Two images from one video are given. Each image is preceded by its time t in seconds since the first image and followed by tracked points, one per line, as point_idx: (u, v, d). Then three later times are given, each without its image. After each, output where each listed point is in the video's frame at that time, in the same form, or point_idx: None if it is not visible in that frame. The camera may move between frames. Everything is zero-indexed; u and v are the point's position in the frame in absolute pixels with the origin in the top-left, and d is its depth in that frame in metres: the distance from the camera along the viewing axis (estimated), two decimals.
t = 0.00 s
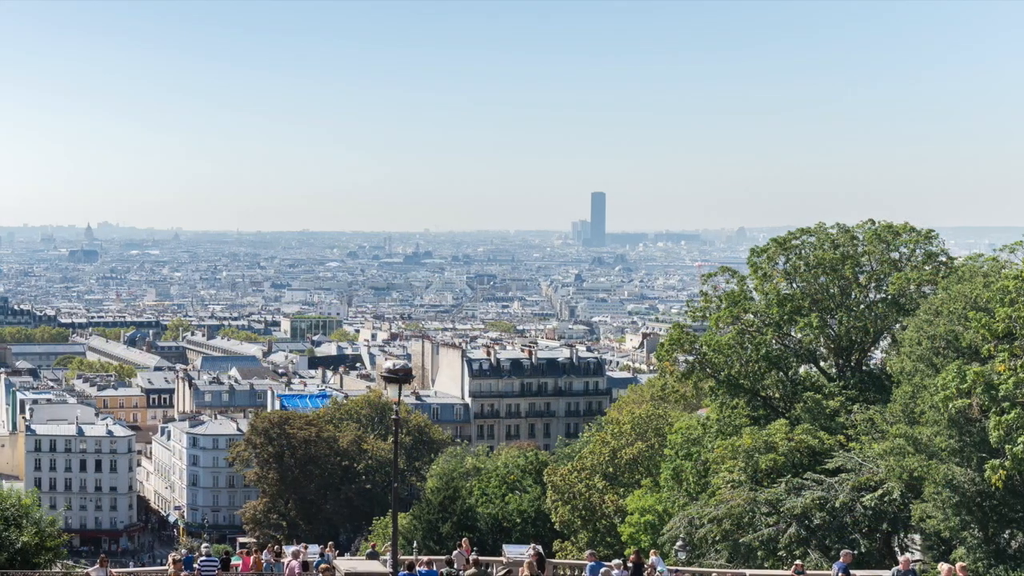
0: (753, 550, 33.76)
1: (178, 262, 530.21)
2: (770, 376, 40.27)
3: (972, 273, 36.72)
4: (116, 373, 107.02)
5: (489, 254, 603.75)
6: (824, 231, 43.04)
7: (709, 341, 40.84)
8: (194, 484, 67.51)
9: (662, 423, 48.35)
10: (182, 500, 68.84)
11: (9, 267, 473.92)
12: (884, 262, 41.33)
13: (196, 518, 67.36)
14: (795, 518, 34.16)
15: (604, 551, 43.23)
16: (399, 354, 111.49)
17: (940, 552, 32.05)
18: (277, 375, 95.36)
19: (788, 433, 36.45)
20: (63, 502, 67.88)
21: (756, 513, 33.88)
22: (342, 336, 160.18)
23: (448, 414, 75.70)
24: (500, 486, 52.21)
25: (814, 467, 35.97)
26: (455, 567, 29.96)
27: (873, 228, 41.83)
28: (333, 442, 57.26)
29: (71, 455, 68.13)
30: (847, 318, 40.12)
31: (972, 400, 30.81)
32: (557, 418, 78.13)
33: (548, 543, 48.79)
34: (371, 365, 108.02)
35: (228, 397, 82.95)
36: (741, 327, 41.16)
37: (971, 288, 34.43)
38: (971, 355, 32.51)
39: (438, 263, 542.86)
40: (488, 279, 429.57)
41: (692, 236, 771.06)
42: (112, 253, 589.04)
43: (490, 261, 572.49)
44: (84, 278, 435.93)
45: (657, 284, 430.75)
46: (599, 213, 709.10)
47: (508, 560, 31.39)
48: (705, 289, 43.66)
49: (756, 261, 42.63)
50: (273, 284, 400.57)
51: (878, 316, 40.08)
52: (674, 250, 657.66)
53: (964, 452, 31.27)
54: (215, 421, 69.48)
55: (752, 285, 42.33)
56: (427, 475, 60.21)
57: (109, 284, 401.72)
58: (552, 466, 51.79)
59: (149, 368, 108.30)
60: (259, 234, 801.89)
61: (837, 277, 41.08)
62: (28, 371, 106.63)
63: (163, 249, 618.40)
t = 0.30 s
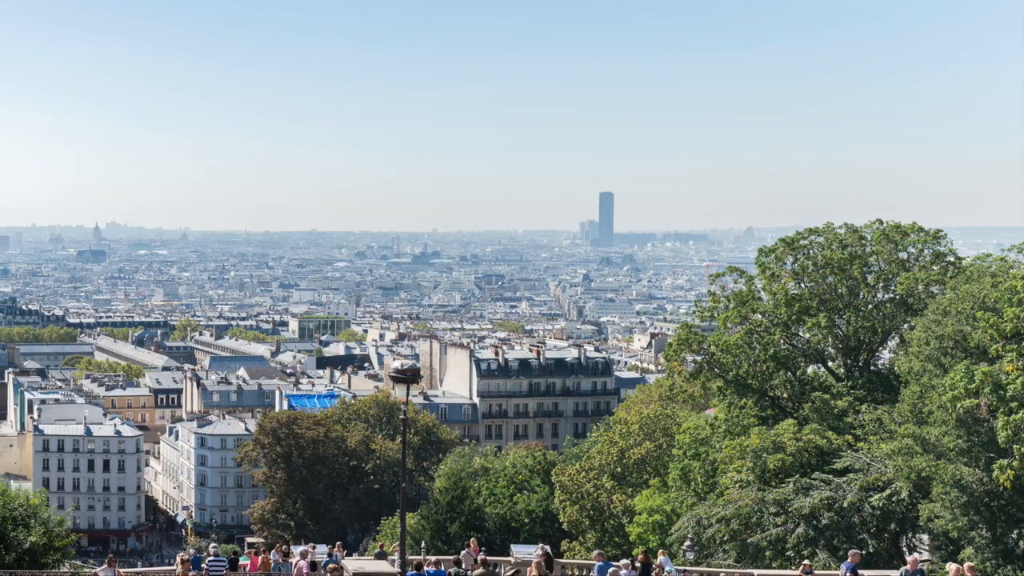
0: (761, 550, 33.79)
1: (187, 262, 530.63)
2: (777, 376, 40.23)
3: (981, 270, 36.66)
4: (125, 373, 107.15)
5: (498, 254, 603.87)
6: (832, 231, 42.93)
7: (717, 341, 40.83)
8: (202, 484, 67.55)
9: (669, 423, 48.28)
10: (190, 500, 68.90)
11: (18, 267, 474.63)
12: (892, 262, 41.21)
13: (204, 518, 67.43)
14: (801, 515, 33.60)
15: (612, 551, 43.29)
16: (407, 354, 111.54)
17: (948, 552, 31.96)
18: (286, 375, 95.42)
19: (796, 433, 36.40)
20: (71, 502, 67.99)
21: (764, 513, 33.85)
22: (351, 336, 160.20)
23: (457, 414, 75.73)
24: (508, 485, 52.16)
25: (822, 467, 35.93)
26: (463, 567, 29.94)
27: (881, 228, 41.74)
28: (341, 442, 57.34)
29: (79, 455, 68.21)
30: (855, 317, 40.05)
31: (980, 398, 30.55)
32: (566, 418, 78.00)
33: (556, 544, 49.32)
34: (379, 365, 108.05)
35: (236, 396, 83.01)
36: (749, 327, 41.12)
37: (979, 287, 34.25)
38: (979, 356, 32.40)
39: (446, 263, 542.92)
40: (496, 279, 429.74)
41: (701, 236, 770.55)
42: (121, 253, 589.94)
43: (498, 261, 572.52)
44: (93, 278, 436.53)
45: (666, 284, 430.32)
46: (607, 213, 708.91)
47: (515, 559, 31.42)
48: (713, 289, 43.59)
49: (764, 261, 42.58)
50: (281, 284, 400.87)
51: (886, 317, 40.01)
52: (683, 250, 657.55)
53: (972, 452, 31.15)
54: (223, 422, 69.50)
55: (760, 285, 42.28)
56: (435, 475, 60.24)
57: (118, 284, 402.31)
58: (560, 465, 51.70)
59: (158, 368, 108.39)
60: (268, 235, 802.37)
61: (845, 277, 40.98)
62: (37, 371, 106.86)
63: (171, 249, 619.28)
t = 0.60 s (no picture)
0: (771, 550, 33.74)
1: (197, 262, 531.08)
2: (788, 377, 40.17)
3: (990, 270, 36.54)
4: (134, 373, 107.25)
5: (507, 254, 603.76)
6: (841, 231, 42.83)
7: (726, 341, 40.77)
8: (212, 484, 67.59)
9: (679, 422, 48.19)
10: (200, 500, 68.94)
11: (28, 267, 475.56)
12: (902, 262, 41.10)
13: (214, 518, 67.45)
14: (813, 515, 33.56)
15: (623, 551, 43.25)
16: (417, 354, 111.57)
17: (958, 552, 31.89)
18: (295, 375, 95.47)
19: (806, 433, 36.33)
20: (81, 502, 68.01)
21: (774, 513, 33.78)
22: (361, 335, 160.22)
23: (467, 414, 75.74)
24: (518, 485, 52.12)
25: (832, 467, 35.86)
26: (473, 567, 29.91)
27: (892, 228, 41.64)
28: (351, 442, 57.34)
29: (89, 455, 68.31)
30: (865, 317, 40.00)
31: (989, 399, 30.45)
32: (576, 418, 77.92)
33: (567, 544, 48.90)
34: (389, 365, 108.03)
35: (246, 396, 83.04)
36: (759, 327, 41.06)
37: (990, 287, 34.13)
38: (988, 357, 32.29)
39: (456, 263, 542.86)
40: (506, 279, 429.89)
41: (711, 236, 770.04)
42: (132, 254, 591.36)
43: (508, 261, 572.61)
44: (103, 277, 437.39)
45: (675, 283, 429.87)
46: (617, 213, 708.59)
47: (525, 559, 31.46)
48: (723, 289, 43.53)
49: (773, 261, 42.51)
50: (291, 284, 400.81)
51: (896, 317, 39.94)
52: (693, 250, 657.03)
53: (982, 452, 31.07)
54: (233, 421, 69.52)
55: (770, 285, 42.22)
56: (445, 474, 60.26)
57: (128, 284, 402.87)
58: (570, 465, 51.62)
59: (167, 368, 108.48)
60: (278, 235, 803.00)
61: (855, 277, 40.88)
62: (47, 371, 106.99)
63: (182, 249, 620.24)
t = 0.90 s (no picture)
0: (783, 550, 33.69)
1: (209, 262, 531.89)
2: (799, 376, 40.09)
3: (1001, 271, 36.44)
4: (146, 373, 107.42)
5: (519, 254, 603.80)
6: (853, 230, 42.71)
7: (738, 341, 40.69)
8: (224, 484, 67.63)
9: (692, 422, 48.12)
10: (212, 500, 68.99)
11: (42, 267, 476.87)
12: (914, 262, 40.96)
13: (226, 518, 67.47)
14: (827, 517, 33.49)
15: (635, 551, 43.17)
16: (429, 354, 111.58)
17: (970, 551, 31.80)
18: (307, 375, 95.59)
19: (818, 433, 36.25)
20: (93, 502, 68.08)
21: (786, 513, 33.72)
22: (373, 336, 160.30)
23: (479, 414, 75.76)
24: (530, 486, 52.08)
25: (844, 467, 35.79)
26: (485, 567, 29.90)
27: (903, 228, 41.50)
28: (363, 442, 57.38)
29: (101, 455, 68.45)
30: (877, 317, 39.93)
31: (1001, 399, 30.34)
32: (587, 418, 77.84)
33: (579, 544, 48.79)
34: (401, 365, 108.07)
35: (258, 397, 83.07)
36: (771, 327, 40.99)
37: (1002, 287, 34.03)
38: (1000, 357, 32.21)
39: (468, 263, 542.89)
40: (518, 279, 429.92)
41: (723, 236, 769.31)
42: (145, 254, 592.74)
43: (520, 261, 572.57)
44: (115, 276, 438.10)
45: (687, 284, 429.44)
46: (629, 213, 708.26)
47: (537, 560, 31.43)
48: (735, 289, 43.44)
49: (785, 261, 42.42)
50: (303, 284, 401.12)
51: (908, 317, 39.85)
52: (705, 250, 656.47)
53: (994, 452, 31.00)
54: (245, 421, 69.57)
55: (782, 285, 42.14)
56: (457, 474, 60.27)
57: (140, 284, 403.52)
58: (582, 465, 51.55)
59: (179, 368, 108.63)
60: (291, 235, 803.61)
61: (867, 277, 40.76)
62: (60, 371, 107.20)
63: (194, 249, 621.28)
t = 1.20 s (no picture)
0: (796, 550, 33.59)
1: (222, 262, 532.54)
2: (812, 376, 39.97)
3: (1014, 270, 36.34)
4: (159, 373, 107.56)
5: (532, 255, 603.83)
6: (866, 231, 42.67)
7: (751, 341, 40.63)
8: (236, 484, 67.66)
9: (704, 422, 48.04)
10: (225, 500, 69.04)
11: (55, 267, 477.83)
12: (926, 262, 40.94)
13: (238, 518, 67.52)
14: (838, 515, 33.20)
15: (647, 551, 43.05)
16: (441, 354, 111.59)
17: (983, 552, 31.62)
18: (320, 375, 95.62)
19: (830, 433, 36.19)
20: (105, 502, 68.17)
21: (799, 514, 33.65)
22: (385, 335, 160.36)
23: (491, 414, 75.75)
24: (542, 486, 51.99)
25: (857, 467, 35.67)
26: (498, 567, 29.88)
27: (916, 228, 41.44)
28: (376, 442, 57.34)
29: (114, 455, 68.55)
30: (890, 317, 39.88)
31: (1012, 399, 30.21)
32: (600, 418, 77.83)
33: (591, 544, 48.90)
34: (413, 364, 108.09)
35: (271, 396, 83.12)
36: (783, 327, 40.91)
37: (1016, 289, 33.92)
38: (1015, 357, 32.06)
39: (480, 263, 542.88)
40: (530, 279, 430.09)
41: (736, 236, 768.70)
42: (157, 254, 593.82)
43: (532, 261, 572.59)
44: (128, 276, 438.81)
45: (700, 284, 429.27)
46: (642, 213, 707.98)
47: (551, 560, 31.38)
48: (747, 289, 43.36)
49: (798, 261, 42.38)
50: (314, 284, 401.49)
51: (921, 316, 39.76)
52: (717, 250, 656.01)
53: (1007, 453, 30.91)
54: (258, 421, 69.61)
55: (794, 285, 42.10)
56: (469, 474, 60.29)
57: (152, 285, 404.11)
58: (594, 466, 51.52)
59: (192, 368, 108.75)
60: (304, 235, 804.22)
61: (879, 277, 40.72)
62: (72, 371, 107.39)
63: (206, 250, 622.17)
